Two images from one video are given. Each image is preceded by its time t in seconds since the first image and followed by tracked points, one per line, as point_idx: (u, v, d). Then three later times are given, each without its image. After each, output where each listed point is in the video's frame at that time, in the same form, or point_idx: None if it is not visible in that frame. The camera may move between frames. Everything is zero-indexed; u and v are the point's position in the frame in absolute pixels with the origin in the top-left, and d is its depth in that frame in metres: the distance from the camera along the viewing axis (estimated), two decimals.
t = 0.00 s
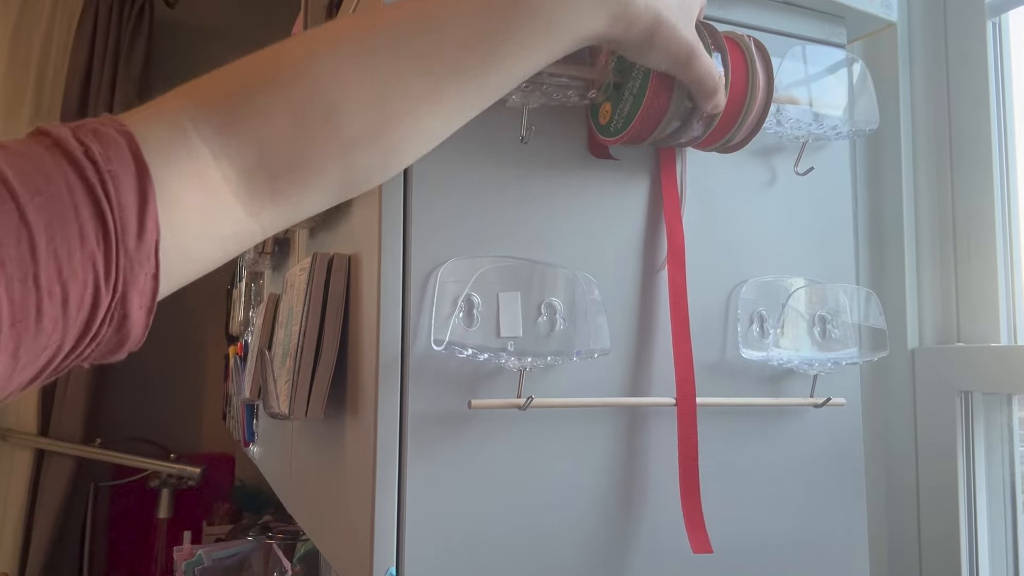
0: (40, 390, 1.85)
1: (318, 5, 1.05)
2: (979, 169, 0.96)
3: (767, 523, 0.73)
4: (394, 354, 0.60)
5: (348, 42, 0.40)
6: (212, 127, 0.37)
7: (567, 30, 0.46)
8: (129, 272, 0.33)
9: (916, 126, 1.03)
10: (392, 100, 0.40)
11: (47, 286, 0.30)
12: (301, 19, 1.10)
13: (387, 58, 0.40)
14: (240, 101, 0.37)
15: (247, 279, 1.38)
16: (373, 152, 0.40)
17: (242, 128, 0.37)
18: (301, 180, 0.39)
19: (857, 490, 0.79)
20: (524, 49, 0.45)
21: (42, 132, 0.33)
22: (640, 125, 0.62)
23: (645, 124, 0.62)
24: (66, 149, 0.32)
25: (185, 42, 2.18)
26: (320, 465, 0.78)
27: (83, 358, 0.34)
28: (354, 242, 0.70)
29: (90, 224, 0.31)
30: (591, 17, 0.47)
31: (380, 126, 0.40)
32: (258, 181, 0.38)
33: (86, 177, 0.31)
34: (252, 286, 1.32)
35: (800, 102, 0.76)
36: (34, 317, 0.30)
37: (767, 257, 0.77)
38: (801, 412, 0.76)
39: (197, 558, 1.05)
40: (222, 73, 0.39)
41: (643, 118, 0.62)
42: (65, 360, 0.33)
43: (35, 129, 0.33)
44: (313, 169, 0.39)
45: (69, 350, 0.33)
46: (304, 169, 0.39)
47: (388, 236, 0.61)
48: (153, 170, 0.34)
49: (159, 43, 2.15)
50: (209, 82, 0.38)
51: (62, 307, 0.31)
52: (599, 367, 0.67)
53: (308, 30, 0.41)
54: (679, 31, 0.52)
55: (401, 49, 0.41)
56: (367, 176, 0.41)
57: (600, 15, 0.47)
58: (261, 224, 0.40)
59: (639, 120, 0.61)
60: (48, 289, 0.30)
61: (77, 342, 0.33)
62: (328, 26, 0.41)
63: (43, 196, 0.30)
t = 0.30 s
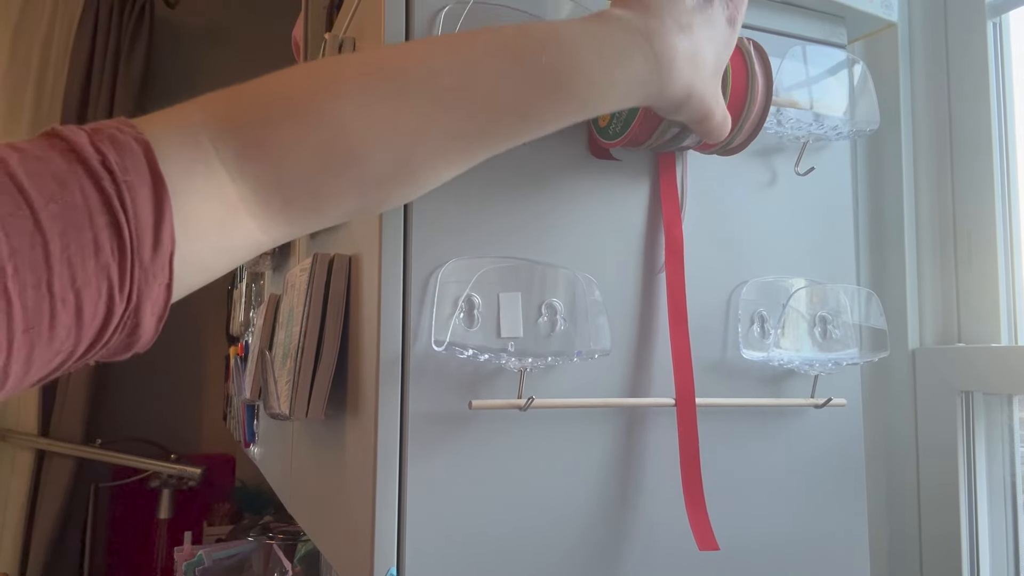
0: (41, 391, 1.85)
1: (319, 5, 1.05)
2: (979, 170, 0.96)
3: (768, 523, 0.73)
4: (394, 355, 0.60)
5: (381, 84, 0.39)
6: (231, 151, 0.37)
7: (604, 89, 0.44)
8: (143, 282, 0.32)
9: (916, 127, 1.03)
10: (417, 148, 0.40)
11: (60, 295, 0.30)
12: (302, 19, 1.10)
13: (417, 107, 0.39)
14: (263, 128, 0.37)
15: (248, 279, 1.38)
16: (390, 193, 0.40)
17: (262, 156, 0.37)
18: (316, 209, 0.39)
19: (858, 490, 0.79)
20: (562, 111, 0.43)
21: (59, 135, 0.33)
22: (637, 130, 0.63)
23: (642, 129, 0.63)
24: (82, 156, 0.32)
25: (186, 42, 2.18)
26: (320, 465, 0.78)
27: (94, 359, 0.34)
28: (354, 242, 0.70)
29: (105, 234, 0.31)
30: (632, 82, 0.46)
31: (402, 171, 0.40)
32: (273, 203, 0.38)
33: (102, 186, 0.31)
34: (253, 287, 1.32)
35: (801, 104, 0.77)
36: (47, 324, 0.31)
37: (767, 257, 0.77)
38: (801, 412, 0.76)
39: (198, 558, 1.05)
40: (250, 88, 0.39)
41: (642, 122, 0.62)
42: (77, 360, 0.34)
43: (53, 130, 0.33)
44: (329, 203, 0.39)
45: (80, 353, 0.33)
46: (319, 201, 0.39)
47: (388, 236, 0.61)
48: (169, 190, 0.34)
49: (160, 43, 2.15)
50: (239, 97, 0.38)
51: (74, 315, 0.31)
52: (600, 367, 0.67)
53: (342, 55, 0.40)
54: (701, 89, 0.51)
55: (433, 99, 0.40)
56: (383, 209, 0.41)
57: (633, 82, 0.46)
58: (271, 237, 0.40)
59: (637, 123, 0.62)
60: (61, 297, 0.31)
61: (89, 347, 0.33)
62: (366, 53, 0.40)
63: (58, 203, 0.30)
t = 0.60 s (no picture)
0: (39, 390, 1.85)
1: (317, 5, 1.05)
2: (975, 170, 0.97)
3: (765, 522, 0.74)
4: (392, 354, 0.60)
5: (360, 103, 0.42)
6: (214, 156, 0.40)
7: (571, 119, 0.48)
8: (123, 280, 0.34)
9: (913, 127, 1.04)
10: (390, 166, 0.43)
11: (44, 289, 0.32)
12: (300, 20, 1.10)
13: (394, 127, 0.43)
14: (247, 138, 0.40)
15: (246, 279, 1.38)
16: (361, 204, 0.43)
17: (243, 165, 0.40)
18: (291, 217, 0.42)
19: (855, 489, 0.79)
20: (530, 136, 0.47)
21: (41, 138, 0.35)
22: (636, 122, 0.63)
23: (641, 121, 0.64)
24: (63, 156, 0.34)
25: (184, 42, 2.18)
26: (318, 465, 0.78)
27: (75, 358, 0.36)
28: (352, 242, 0.70)
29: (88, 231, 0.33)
30: (598, 109, 0.49)
31: (375, 187, 0.43)
32: (251, 211, 0.41)
33: (83, 184, 0.33)
34: (251, 287, 1.31)
35: (799, 102, 0.77)
36: (32, 318, 0.32)
37: (765, 256, 0.77)
38: (798, 412, 0.77)
39: (196, 558, 1.05)
40: (236, 97, 0.41)
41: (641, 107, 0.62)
42: (59, 357, 0.35)
43: (34, 135, 0.35)
44: (303, 212, 0.42)
45: (62, 349, 0.35)
46: (295, 210, 0.42)
47: (386, 236, 0.61)
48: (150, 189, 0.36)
49: (158, 43, 2.15)
50: (222, 106, 0.41)
51: (58, 310, 0.33)
52: (598, 367, 0.67)
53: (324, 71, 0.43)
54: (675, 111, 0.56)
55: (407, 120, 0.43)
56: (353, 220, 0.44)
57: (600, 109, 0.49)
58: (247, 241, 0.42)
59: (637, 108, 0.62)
60: (46, 291, 0.32)
61: (71, 343, 0.35)
62: (346, 72, 0.43)
63: (40, 201, 0.32)
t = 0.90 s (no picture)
0: (40, 391, 1.85)
1: (318, 5, 1.05)
2: (978, 170, 0.97)
3: (767, 523, 0.73)
4: (393, 355, 0.60)
5: (345, 61, 0.40)
6: (204, 135, 0.37)
7: (565, 58, 0.45)
8: (122, 276, 0.32)
9: (914, 127, 1.04)
10: (387, 121, 0.40)
11: (41, 289, 0.30)
12: (300, 19, 1.10)
13: (384, 77, 0.40)
14: (236, 113, 0.38)
15: (248, 279, 1.38)
16: (364, 169, 0.40)
17: (234, 141, 0.38)
18: (292, 192, 0.39)
19: (857, 489, 0.79)
20: (524, 73, 0.44)
21: (34, 136, 0.33)
22: (637, 120, 0.63)
23: (641, 119, 0.63)
24: (57, 152, 0.32)
25: (185, 42, 2.18)
26: (319, 465, 0.78)
27: (76, 359, 0.34)
28: (354, 242, 0.70)
29: (84, 227, 0.31)
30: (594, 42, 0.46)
31: (373, 146, 0.40)
32: (248, 189, 0.39)
33: (78, 180, 0.31)
34: (253, 287, 1.31)
35: (801, 103, 0.76)
36: (30, 319, 0.30)
37: (766, 256, 0.77)
38: (800, 412, 0.76)
39: (197, 558, 1.05)
40: (217, 80, 0.39)
41: (640, 114, 0.63)
42: (59, 359, 0.33)
43: (29, 133, 0.34)
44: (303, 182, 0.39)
45: (63, 350, 0.33)
46: (295, 182, 0.39)
47: (387, 236, 0.61)
48: (147, 185, 0.34)
49: (159, 43, 2.15)
50: (206, 89, 0.39)
51: (57, 309, 0.31)
52: (599, 367, 0.67)
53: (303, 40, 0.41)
54: (666, 44, 0.50)
55: (396, 69, 0.40)
56: (358, 191, 0.41)
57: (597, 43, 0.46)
58: (251, 230, 0.40)
59: (636, 116, 0.62)
60: (44, 291, 0.30)
61: (71, 343, 0.33)
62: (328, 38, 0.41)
63: (36, 199, 0.30)
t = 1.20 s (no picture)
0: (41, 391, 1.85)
1: (319, 6, 1.05)
2: (978, 170, 0.96)
3: (768, 523, 0.73)
4: (394, 355, 0.60)
5: (386, 74, 0.38)
6: (239, 146, 0.36)
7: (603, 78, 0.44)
8: (146, 287, 0.32)
9: (915, 127, 1.04)
10: (424, 140, 0.39)
11: (63, 299, 0.30)
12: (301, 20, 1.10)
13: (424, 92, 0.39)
14: (272, 124, 0.37)
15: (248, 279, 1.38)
16: (398, 185, 0.39)
17: (269, 153, 0.37)
18: (324, 206, 0.38)
19: (857, 490, 0.79)
20: (564, 92, 0.43)
21: (65, 142, 0.33)
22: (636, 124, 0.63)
23: (640, 122, 0.63)
24: (85, 160, 0.31)
25: (185, 43, 2.18)
26: (320, 465, 0.78)
27: (99, 369, 0.34)
28: (354, 243, 0.70)
29: (108, 237, 0.31)
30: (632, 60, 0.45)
31: (410, 163, 0.39)
32: (281, 202, 0.38)
33: (105, 189, 0.31)
34: (253, 287, 1.31)
35: (801, 105, 0.77)
36: (51, 330, 0.30)
37: (768, 257, 0.77)
38: (801, 412, 0.76)
39: (198, 558, 1.05)
40: (251, 87, 0.38)
41: (639, 116, 0.63)
42: (82, 370, 0.33)
43: (60, 137, 0.33)
44: (337, 197, 0.38)
45: (86, 361, 0.32)
46: (328, 196, 0.38)
47: (388, 236, 0.61)
48: (176, 194, 0.34)
49: (160, 43, 2.15)
50: (242, 95, 0.38)
51: (79, 321, 0.31)
52: (600, 367, 0.67)
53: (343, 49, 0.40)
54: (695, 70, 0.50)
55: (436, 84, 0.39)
56: (392, 206, 0.40)
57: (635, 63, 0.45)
58: (282, 242, 0.39)
59: (635, 118, 0.62)
60: (65, 301, 0.30)
61: (94, 354, 0.32)
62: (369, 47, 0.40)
63: (62, 208, 0.30)
